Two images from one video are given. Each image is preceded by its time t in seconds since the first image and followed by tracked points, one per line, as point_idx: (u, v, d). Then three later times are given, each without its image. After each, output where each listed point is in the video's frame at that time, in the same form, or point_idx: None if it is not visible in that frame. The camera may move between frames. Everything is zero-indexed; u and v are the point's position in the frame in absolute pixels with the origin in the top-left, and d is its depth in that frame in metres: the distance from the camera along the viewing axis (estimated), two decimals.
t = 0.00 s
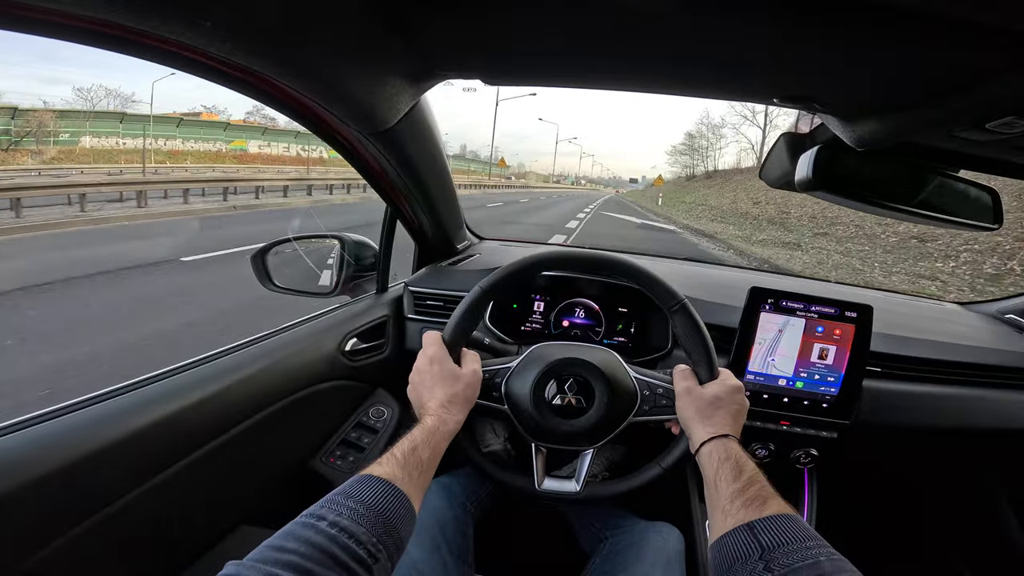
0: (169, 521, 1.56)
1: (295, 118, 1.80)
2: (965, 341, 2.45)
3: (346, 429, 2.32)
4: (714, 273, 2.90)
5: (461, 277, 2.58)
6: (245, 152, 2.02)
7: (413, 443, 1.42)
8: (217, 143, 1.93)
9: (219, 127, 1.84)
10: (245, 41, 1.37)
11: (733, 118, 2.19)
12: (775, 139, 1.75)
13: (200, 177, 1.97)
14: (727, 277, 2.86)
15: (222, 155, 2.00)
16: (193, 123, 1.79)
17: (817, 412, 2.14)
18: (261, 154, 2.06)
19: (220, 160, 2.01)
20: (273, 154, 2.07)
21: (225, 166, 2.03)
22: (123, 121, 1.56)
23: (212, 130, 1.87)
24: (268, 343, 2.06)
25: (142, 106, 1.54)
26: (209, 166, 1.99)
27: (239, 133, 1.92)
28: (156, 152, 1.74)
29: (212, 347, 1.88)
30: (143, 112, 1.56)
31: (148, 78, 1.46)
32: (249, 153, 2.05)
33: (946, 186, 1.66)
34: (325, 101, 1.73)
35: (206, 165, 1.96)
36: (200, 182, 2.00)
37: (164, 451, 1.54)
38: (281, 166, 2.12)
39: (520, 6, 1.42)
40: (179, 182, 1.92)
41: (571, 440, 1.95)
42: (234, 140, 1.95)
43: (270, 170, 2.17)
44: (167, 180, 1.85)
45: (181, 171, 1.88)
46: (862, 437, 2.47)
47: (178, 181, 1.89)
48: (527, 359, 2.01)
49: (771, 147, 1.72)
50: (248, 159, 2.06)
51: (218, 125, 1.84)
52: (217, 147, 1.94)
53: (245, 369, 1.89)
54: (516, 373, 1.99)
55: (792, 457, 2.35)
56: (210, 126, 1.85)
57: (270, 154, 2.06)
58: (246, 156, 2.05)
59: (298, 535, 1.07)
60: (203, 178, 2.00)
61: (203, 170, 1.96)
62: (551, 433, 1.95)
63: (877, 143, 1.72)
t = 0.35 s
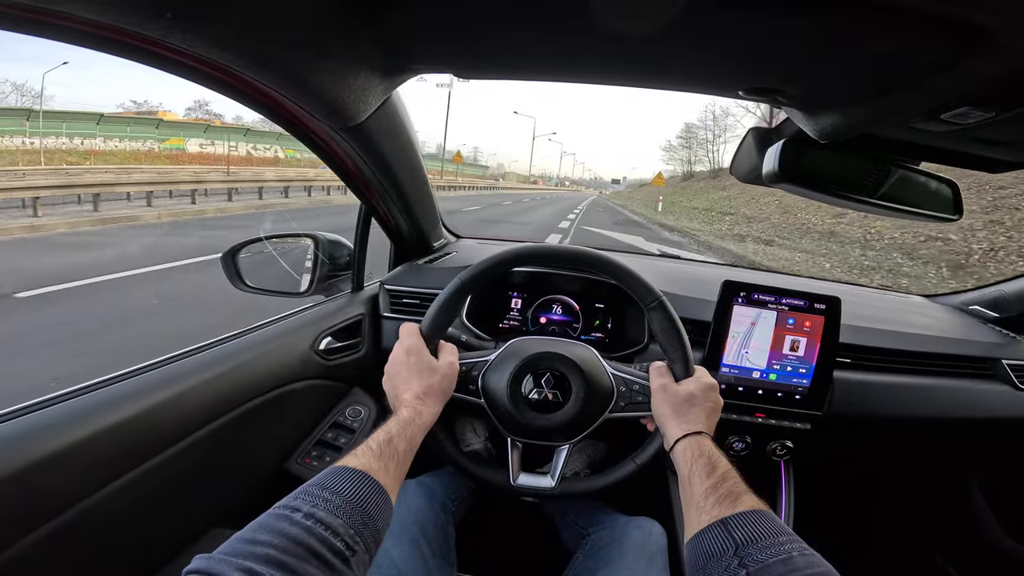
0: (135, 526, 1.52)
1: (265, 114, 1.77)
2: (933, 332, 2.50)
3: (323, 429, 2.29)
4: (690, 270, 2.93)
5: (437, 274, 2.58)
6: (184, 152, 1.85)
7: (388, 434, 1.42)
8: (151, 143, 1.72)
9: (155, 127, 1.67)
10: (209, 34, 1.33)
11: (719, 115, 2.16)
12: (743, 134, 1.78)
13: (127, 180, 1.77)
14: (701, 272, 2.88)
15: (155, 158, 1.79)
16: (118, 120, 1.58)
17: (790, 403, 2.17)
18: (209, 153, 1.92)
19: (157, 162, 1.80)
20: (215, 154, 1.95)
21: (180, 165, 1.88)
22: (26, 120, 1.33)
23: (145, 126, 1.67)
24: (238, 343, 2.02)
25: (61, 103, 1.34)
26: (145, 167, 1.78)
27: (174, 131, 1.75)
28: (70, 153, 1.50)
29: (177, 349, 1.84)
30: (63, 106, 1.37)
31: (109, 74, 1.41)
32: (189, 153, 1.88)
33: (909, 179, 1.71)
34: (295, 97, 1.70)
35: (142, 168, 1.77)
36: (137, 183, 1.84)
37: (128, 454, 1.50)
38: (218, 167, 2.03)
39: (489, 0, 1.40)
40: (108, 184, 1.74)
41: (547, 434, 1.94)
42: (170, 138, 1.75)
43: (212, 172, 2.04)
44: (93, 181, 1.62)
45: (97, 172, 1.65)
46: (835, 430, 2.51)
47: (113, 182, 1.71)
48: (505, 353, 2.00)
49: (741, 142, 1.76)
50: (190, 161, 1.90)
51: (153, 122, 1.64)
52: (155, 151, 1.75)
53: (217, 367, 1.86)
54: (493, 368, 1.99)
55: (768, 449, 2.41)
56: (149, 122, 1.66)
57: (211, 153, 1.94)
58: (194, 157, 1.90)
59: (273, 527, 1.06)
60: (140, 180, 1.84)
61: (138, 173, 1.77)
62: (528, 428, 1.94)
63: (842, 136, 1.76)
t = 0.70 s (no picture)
0: (107, 537, 1.49)
1: (237, 116, 1.76)
2: (903, 329, 2.56)
3: (302, 434, 2.27)
4: (667, 269, 2.96)
5: (415, 276, 2.57)
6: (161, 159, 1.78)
7: (367, 433, 1.43)
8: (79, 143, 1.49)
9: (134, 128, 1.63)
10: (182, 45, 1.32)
11: (698, 118, 2.12)
12: (717, 134, 1.82)
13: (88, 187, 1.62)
14: (678, 272, 2.91)
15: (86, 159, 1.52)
16: (21, 115, 1.29)
17: (766, 400, 2.20)
18: (174, 159, 1.83)
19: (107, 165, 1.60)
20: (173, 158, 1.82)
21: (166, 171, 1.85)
22: None
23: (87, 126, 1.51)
24: (213, 347, 1.99)
25: None
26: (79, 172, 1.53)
27: (87, 128, 1.51)
28: None
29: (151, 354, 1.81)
30: None
31: (79, 75, 1.38)
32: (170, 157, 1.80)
33: (873, 177, 1.76)
34: (265, 100, 1.68)
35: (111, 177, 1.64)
36: (133, 189, 1.79)
37: (100, 465, 1.47)
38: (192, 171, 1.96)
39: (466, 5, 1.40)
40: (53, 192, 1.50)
41: (526, 434, 1.95)
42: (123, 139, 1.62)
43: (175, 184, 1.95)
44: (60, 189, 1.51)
45: None
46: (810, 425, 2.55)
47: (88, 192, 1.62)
48: (484, 353, 2.00)
49: (714, 142, 1.79)
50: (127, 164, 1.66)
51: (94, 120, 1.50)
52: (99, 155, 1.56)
53: (193, 372, 1.82)
54: (472, 369, 1.98)
55: (745, 446, 2.43)
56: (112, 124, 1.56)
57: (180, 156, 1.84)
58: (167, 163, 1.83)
59: (250, 527, 1.08)
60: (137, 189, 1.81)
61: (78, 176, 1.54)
62: (506, 429, 1.95)
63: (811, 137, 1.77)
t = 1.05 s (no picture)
0: (120, 544, 1.51)
1: (245, 128, 1.78)
2: (897, 334, 2.60)
3: (307, 440, 2.30)
4: (665, 275, 2.99)
5: (418, 284, 2.60)
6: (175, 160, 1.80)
7: (375, 439, 1.46)
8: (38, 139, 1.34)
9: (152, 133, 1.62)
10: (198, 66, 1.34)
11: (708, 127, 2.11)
12: (716, 145, 1.85)
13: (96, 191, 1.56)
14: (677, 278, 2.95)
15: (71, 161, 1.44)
16: None
17: (763, 405, 2.26)
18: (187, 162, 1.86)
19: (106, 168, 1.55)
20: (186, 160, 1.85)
21: (181, 173, 1.88)
22: None
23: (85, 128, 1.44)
24: (220, 355, 2.00)
25: None
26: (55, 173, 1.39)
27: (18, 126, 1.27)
28: None
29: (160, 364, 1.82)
30: None
31: (104, 89, 1.39)
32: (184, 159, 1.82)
33: (869, 189, 1.82)
34: (275, 114, 1.70)
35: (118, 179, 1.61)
36: (151, 191, 1.80)
37: (113, 475, 1.49)
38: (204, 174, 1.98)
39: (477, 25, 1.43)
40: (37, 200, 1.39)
41: (529, 440, 1.98)
42: (142, 143, 1.63)
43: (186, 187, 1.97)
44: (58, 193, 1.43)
45: None
46: (808, 429, 2.59)
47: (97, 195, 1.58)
48: (488, 361, 2.03)
49: (714, 153, 1.83)
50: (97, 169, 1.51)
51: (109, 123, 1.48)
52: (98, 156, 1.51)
53: (200, 382, 1.84)
54: (476, 376, 2.02)
55: (744, 450, 2.47)
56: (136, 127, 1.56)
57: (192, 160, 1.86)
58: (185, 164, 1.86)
59: (267, 531, 1.12)
60: (157, 192, 1.84)
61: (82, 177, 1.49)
62: (509, 435, 1.98)
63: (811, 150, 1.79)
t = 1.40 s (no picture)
0: (117, 546, 1.51)
1: (241, 131, 1.78)
2: (894, 334, 2.61)
3: (304, 441, 2.30)
4: (661, 276, 3.00)
5: (415, 286, 2.60)
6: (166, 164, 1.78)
7: (370, 442, 1.47)
8: None
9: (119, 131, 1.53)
10: (193, 70, 1.35)
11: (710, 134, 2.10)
12: (710, 147, 1.86)
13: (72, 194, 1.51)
14: (673, 279, 2.96)
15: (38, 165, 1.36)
16: None
17: (758, 406, 2.26)
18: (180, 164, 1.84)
19: (82, 171, 1.49)
20: (180, 163, 1.83)
21: (175, 176, 1.86)
22: None
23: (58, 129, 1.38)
24: (216, 357, 2.00)
25: None
26: (11, 176, 1.31)
27: None
28: None
29: (155, 366, 1.82)
30: None
31: (94, 90, 1.38)
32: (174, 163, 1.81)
33: (862, 190, 1.84)
34: (270, 118, 1.71)
35: (93, 181, 1.54)
36: (141, 195, 1.79)
37: (108, 477, 1.49)
38: (198, 176, 1.98)
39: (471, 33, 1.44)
40: (13, 201, 1.35)
41: (524, 441, 1.99)
42: (131, 146, 1.61)
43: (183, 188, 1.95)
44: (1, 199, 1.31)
45: None
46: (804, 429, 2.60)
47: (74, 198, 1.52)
48: (484, 362, 2.04)
49: (707, 155, 1.84)
50: (56, 169, 1.41)
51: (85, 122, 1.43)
52: (72, 157, 1.45)
53: (194, 383, 1.83)
54: (472, 377, 2.02)
55: (739, 450, 2.47)
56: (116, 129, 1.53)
57: (182, 162, 1.85)
58: (180, 168, 1.85)
59: (261, 533, 1.12)
60: (149, 195, 1.83)
61: (58, 182, 1.43)
62: (505, 436, 1.99)
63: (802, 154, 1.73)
